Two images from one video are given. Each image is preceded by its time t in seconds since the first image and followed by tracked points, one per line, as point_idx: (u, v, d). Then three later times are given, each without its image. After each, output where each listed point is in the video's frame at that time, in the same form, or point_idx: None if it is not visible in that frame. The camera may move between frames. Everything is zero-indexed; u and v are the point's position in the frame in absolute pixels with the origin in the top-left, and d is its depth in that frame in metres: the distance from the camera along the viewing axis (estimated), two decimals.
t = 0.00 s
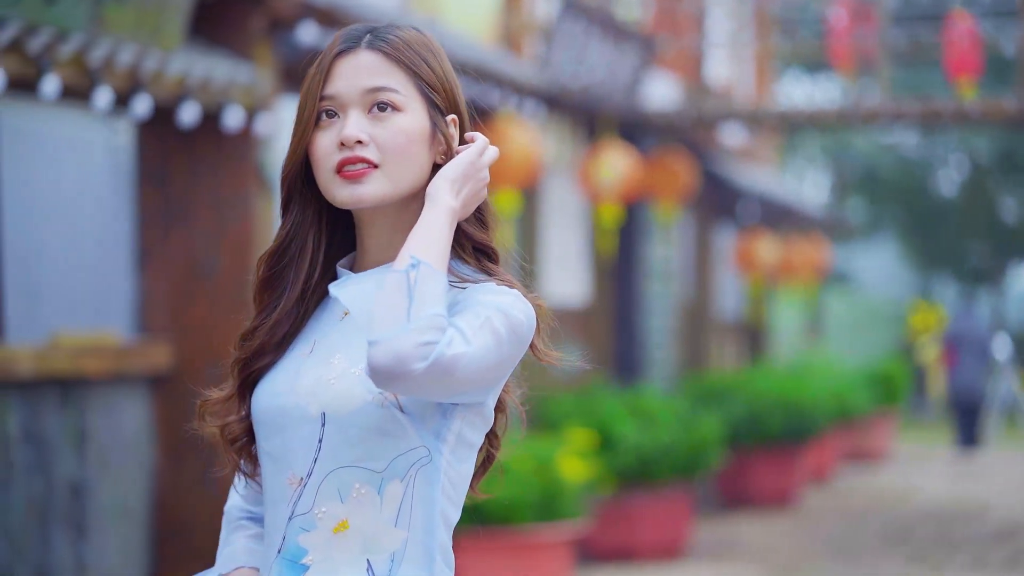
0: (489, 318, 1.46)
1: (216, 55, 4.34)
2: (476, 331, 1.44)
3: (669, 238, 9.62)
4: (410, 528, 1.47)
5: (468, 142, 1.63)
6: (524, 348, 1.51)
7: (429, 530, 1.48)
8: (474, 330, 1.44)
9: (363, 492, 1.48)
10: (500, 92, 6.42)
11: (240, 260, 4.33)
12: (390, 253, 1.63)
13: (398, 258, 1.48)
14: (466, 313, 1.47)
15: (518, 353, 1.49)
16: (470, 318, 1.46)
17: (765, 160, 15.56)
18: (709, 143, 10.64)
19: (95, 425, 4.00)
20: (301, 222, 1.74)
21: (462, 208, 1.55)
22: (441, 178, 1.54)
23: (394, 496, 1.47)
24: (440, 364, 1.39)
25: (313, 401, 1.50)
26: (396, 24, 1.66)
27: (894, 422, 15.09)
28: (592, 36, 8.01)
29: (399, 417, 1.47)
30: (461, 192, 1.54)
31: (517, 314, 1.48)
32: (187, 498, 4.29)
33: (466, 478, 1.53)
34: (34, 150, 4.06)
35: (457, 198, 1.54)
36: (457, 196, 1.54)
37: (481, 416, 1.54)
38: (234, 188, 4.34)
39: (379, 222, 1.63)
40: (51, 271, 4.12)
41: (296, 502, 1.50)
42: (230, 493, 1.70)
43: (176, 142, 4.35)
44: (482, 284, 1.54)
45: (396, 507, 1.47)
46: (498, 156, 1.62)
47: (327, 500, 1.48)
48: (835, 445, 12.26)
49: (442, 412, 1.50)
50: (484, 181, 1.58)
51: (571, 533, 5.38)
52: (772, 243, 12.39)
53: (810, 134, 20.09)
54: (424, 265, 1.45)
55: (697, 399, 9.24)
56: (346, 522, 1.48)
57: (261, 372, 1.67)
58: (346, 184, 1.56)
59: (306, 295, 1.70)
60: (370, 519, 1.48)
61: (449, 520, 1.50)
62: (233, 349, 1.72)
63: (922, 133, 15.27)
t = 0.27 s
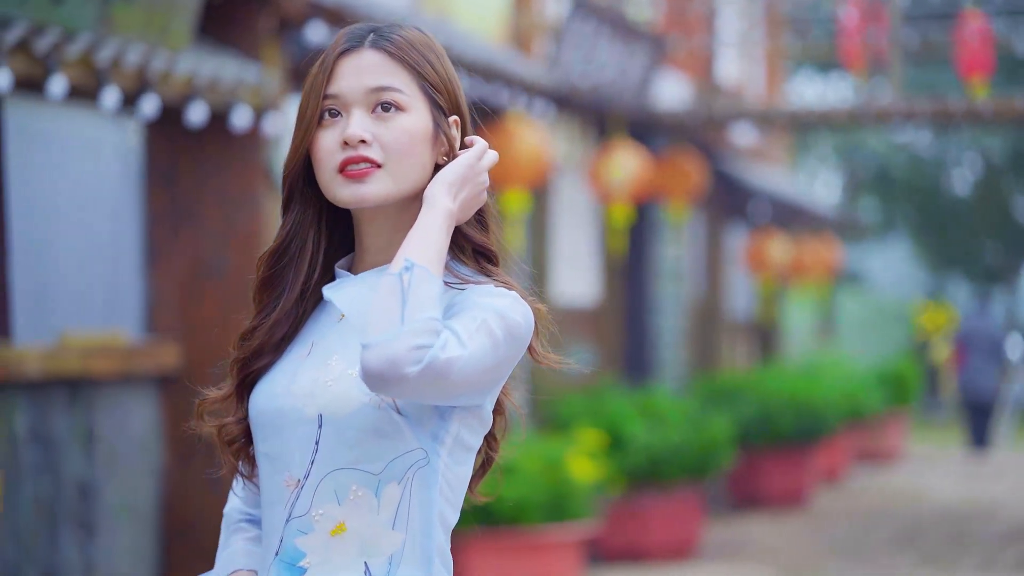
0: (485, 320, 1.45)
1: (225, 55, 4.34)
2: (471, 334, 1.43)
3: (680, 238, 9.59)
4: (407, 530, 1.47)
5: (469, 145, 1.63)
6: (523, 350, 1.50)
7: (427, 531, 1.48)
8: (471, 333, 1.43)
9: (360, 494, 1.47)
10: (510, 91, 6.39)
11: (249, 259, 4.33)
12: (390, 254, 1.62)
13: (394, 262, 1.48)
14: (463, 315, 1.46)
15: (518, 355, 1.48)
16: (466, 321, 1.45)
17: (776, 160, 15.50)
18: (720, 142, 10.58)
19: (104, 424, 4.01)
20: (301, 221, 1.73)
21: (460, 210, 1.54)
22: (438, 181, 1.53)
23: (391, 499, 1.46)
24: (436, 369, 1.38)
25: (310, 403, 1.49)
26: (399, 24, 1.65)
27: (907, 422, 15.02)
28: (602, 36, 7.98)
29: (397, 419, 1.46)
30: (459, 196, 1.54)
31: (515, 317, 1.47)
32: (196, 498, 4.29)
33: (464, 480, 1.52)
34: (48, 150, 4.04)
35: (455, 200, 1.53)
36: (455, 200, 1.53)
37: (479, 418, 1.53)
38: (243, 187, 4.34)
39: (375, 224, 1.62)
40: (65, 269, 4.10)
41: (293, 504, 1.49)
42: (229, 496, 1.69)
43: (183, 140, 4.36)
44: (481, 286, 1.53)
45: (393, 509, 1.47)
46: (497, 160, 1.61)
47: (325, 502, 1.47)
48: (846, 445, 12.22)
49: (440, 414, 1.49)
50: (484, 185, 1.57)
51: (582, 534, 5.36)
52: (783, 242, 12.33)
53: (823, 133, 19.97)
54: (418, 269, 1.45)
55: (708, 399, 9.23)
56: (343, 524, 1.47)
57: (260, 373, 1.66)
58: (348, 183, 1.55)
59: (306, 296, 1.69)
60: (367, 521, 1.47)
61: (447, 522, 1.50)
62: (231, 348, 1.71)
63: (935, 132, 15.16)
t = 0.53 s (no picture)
0: (483, 325, 1.44)
1: (234, 56, 4.33)
2: (468, 341, 1.42)
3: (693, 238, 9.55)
4: (407, 536, 1.45)
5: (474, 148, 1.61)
6: (522, 354, 1.48)
7: (427, 535, 1.46)
8: (467, 339, 1.42)
9: (359, 499, 1.46)
10: (522, 92, 6.37)
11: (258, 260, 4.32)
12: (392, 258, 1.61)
13: (388, 270, 1.46)
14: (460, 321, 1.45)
15: (516, 360, 1.47)
16: (463, 326, 1.44)
17: (789, 159, 15.42)
18: (734, 142, 10.52)
19: (113, 424, 4.01)
20: (305, 222, 1.71)
21: (457, 216, 1.52)
22: (435, 186, 1.51)
23: (390, 503, 1.45)
24: (431, 377, 1.37)
25: (309, 406, 1.48)
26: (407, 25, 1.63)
27: (921, 422, 14.93)
28: (614, 35, 7.94)
29: (396, 424, 1.45)
30: (456, 201, 1.51)
31: (513, 321, 1.46)
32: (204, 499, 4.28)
33: (464, 484, 1.51)
34: (59, 152, 4.04)
35: (453, 205, 1.51)
36: (452, 205, 1.51)
37: (480, 422, 1.52)
38: (252, 187, 4.31)
39: (374, 228, 1.61)
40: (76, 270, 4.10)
41: (294, 508, 1.48)
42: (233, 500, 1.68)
43: (195, 141, 4.34)
44: (480, 288, 1.52)
45: (393, 513, 1.45)
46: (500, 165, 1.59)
47: (325, 507, 1.46)
48: (860, 446, 12.16)
49: (439, 419, 1.48)
50: (483, 191, 1.55)
51: (594, 535, 5.33)
52: (796, 242, 12.26)
53: (837, 132, 19.86)
54: (413, 275, 1.43)
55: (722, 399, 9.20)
56: (343, 530, 1.46)
57: (261, 376, 1.65)
58: (353, 184, 1.54)
59: (308, 299, 1.68)
60: (367, 526, 1.46)
61: (447, 527, 1.49)
62: (234, 350, 1.70)
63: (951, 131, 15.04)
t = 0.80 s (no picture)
0: (479, 330, 1.42)
1: (244, 56, 4.32)
2: (462, 347, 1.41)
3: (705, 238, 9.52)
4: (407, 539, 1.45)
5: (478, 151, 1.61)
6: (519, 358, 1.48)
7: (427, 539, 1.46)
8: (462, 345, 1.41)
9: (359, 504, 1.45)
10: (533, 92, 6.34)
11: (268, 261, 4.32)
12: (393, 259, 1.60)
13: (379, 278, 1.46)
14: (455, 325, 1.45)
15: (514, 363, 1.46)
16: (457, 331, 1.43)
17: (803, 159, 15.37)
18: (746, 142, 10.46)
19: (121, 425, 4.00)
20: (309, 220, 1.70)
21: (453, 222, 1.50)
22: (430, 192, 1.50)
23: (390, 507, 1.45)
24: (424, 388, 1.37)
25: (308, 410, 1.47)
26: (415, 26, 1.62)
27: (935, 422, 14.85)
28: (626, 35, 7.91)
29: (395, 429, 1.45)
30: (452, 206, 1.50)
31: (511, 324, 1.45)
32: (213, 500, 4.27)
33: (465, 488, 1.50)
34: (73, 154, 4.02)
35: (448, 210, 1.50)
36: (447, 210, 1.50)
37: (480, 425, 1.52)
38: (262, 186, 4.30)
39: (375, 228, 1.60)
40: (86, 271, 4.09)
41: (293, 513, 1.47)
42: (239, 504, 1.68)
43: (206, 139, 4.32)
44: (479, 291, 1.51)
45: (392, 518, 1.45)
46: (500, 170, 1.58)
47: (324, 511, 1.45)
48: (873, 447, 12.12)
49: (438, 421, 1.47)
50: (483, 198, 1.53)
51: (605, 536, 5.31)
52: (809, 243, 12.21)
53: (851, 132, 19.77)
54: (402, 283, 1.43)
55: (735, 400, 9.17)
56: (342, 535, 1.45)
57: (264, 377, 1.65)
58: (359, 183, 1.53)
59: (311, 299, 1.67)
60: (366, 530, 1.45)
61: (448, 530, 1.48)
62: (236, 349, 1.69)
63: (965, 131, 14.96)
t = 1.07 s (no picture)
0: (475, 336, 1.41)
1: (253, 57, 4.31)
2: (457, 354, 1.39)
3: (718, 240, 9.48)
4: (407, 546, 1.43)
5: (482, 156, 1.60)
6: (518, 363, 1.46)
7: (428, 546, 1.44)
8: (457, 352, 1.39)
9: (358, 510, 1.43)
10: (544, 93, 6.32)
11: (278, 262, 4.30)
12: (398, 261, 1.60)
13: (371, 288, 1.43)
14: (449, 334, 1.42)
15: (512, 369, 1.44)
16: (452, 339, 1.41)
17: (816, 160, 15.32)
18: (759, 142, 10.41)
19: (130, 426, 4.00)
20: (313, 222, 1.68)
21: (449, 229, 1.48)
22: (426, 198, 1.48)
23: (389, 514, 1.43)
24: (417, 399, 1.34)
25: (309, 415, 1.46)
26: (421, 29, 1.61)
27: (951, 423, 14.77)
28: (638, 36, 7.89)
29: (395, 435, 1.43)
30: (449, 213, 1.48)
31: (510, 329, 1.43)
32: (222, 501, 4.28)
33: (466, 493, 1.48)
34: (83, 156, 4.02)
35: (445, 217, 1.48)
36: (443, 217, 1.47)
37: (482, 431, 1.49)
38: (271, 188, 4.28)
39: (377, 231, 1.59)
40: (95, 273, 4.07)
41: (294, 519, 1.46)
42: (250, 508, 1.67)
43: (216, 141, 4.32)
44: (478, 295, 1.49)
45: (392, 525, 1.43)
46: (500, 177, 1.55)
47: (323, 517, 1.44)
48: (888, 448, 12.06)
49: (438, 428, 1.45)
50: (482, 206, 1.51)
51: (617, 538, 5.28)
52: (822, 244, 12.15)
53: (866, 133, 19.68)
54: (393, 292, 1.40)
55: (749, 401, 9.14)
56: (342, 541, 1.44)
57: (268, 381, 1.64)
58: (363, 185, 1.51)
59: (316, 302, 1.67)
60: (366, 537, 1.43)
61: (450, 536, 1.46)
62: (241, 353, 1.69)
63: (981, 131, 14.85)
